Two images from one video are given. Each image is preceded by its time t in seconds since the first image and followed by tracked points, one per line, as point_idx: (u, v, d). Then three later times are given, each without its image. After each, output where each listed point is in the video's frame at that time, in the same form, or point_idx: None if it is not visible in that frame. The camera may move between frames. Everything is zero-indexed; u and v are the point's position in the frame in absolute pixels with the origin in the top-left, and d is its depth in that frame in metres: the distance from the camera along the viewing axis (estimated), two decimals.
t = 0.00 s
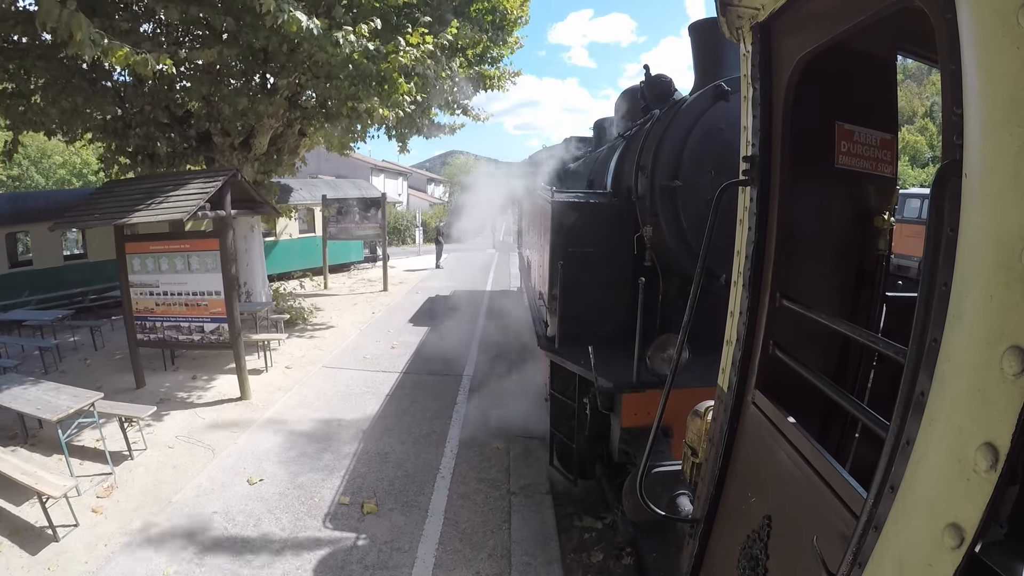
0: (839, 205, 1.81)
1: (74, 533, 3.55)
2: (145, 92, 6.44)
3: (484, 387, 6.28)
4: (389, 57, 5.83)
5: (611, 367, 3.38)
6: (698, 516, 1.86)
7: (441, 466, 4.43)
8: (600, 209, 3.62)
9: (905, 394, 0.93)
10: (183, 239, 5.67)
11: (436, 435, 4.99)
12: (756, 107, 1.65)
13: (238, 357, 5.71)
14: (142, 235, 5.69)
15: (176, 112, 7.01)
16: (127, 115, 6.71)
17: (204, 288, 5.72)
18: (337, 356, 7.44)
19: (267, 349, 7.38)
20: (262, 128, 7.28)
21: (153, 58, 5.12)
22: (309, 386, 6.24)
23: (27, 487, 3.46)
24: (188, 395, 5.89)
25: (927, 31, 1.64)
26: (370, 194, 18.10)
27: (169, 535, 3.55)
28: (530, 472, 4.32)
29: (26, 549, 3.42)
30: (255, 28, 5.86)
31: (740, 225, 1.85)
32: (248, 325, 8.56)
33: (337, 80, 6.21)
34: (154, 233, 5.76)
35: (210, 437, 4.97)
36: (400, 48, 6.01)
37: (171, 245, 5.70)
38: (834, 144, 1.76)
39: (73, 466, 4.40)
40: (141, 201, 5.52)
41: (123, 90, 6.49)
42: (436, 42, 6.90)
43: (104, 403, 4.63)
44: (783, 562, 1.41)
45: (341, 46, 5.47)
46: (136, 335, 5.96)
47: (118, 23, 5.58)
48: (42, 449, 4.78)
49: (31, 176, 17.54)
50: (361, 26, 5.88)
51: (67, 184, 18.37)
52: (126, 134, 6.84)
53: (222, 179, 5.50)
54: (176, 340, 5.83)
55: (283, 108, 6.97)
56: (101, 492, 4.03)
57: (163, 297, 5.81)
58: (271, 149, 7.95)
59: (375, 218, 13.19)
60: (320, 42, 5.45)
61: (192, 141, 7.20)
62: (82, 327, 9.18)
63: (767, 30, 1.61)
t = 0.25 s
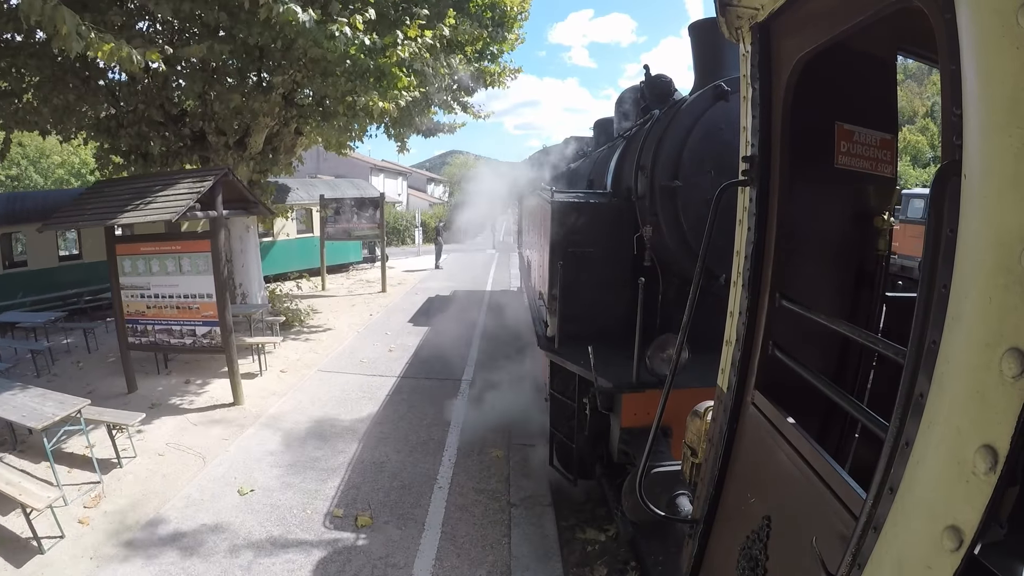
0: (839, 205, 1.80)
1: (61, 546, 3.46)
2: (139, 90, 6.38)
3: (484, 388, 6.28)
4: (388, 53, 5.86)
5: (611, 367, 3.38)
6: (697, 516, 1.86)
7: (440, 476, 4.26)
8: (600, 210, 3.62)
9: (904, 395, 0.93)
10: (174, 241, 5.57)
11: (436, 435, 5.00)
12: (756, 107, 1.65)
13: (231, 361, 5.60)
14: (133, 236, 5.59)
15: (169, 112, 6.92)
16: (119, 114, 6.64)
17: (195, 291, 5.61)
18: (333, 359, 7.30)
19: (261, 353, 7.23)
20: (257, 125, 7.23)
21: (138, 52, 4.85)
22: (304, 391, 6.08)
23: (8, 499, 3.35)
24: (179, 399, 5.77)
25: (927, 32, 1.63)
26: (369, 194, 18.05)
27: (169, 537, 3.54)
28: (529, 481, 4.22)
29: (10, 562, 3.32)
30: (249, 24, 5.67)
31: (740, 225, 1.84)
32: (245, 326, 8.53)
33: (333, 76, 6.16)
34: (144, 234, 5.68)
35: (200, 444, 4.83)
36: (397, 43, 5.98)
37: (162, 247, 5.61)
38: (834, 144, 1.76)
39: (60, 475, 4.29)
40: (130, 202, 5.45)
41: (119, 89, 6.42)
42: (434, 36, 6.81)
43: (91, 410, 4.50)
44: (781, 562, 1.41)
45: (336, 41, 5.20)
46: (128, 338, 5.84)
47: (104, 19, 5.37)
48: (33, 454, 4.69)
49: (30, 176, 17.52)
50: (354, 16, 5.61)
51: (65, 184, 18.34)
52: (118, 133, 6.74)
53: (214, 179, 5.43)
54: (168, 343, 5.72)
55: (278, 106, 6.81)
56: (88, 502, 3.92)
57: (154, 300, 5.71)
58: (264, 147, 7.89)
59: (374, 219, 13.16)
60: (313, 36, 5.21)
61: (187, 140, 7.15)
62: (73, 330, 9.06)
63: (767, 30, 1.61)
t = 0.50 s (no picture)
0: (839, 205, 1.80)
1: (47, 557, 3.36)
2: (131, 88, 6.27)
3: (485, 389, 6.27)
4: (387, 46, 5.90)
5: (611, 367, 3.37)
6: (698, 516, 1.86)
7: (436, 487, 4.16)
8: (600, 209, 3.62)
9: (906, 394, 0.92)
10: (165, 242, 5.48)
11: (436, 436, 4.99)
12: (756, 106, 1.64)
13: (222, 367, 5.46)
14: (124, 237, 5.53)
15: (162, 110, 6.85)
16: (112, 112, 6.60)
17: (186, 293, 5.51)
18: (328, 364, 7.18)
19: (255, 357, 7.11)
20: (252, 124, 7.23)
21: (123, 45, 4.76)
22: (298, 397, 5.96)
23: None
24: (171, 406, 5.67)
25: (928, 31, 1.63)
26: (368, 194, 18.02)
27: (169, 539, 3.54)
28: (529, 482, 4.21)
29: None
30: (242, 19, 5.51)
31: (740, 224, 1.84)
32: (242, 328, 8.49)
33: (329, 72, 6.02)
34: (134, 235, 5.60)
35: (190, 452, 4.72)
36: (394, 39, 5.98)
37: (154, 249, 5.53)
38: (835, 143, 1.75)
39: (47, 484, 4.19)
40: (116, 203, 5.39)
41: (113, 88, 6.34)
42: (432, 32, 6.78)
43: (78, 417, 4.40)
44: (782, 562, 1.41)
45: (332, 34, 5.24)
46: (118, 343, 5.74)
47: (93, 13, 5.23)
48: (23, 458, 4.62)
49: (29, 176, 17.49)
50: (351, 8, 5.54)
51: (65, 184, 18.32)
52: (109, 132, 6.70)
53: (203, 177, 5.34)
54: (157, 348, 5.61)
55: (274, 103, 6.75)
56: (75, 512, 3.82)
57: (145, 302, 5.61)
58: (259, 146, 7.83)
59: (372, 219, 13.13)
60: (310, 30, 5.15)
61: (180, 139, 7.10)
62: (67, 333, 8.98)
63: (767, 29, 1.61)
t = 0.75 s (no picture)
0: (839, 204, 1.80)
1: (30, 571, 3.24)
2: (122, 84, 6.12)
3: (484, 390, 6.25)
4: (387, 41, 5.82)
5: (611, 367, 3.37)
6: (698, 515, 1.85)
7: (436, 488, 4.15)
8: (600, 209, 3.62)
9: (906, 394, 0.92)
10: (156, 242, 5.45)
11: (435, 438, 4.98)
12: (756, 105, 1.64)
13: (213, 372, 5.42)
14: (114, 239, 5.47)
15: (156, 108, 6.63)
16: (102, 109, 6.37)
17: (176, 296, 5.46)
18: (325, 367, 7.09)
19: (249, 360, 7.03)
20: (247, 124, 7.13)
21: (108, 39, 4.58)
22: (292, 401, 5.87)
23: None
24: (161, 411, 5.60)
25: (928, 31, 1.62)
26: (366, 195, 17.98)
27: (167, 542, 3.51)
28: (529, 483, 4.21)
29: None
30: (235, 15, 5.52)
31: (740, 224, 1.84)
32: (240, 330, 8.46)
33: (324, 69, 5.94)
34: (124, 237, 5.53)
35: (189, 454, 4.71)
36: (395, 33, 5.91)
37: (143, 250, 5.48)
38: (835, 143, 1.75)
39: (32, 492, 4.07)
40: (105, 202, 5.35)
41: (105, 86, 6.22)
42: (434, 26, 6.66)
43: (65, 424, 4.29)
44: (782, 562, 1.41)
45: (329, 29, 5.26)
46: (109, 346, 5.69)
47: (82, 6, 5.25)
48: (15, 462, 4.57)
49: (27, 176, 17.40)
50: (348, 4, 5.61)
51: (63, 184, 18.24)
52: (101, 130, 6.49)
53: (194, 176, 5.27)
54: (148, 351, 5.56)
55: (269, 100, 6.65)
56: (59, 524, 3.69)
57: (135, 305, 5.56)
58: (256, 144, 7.76)
59: (371, 219, 13.09)
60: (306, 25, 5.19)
61: (173, 138, 6.85)
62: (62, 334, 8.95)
63: (767, 28, 1.61)
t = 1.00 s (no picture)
0: (840, 204, 1.80)
1: None
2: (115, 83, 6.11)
3: (484, 391, 6.25)
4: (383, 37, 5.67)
5: (610, 367, 3.37)
6: (698, 516, 1.85)
7: (436, 490, 4.15)
8: (600, 210, 3.62)
9: (907, 394, 0.92)
10: (145, 244, 5.41)
11: (434, 440, 4.97)
12: (757, 105, 1.64)
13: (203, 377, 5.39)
14: (103, 241, 5.45)
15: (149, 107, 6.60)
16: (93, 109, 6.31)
17: (165, 300, 5.44)
18: (320, 371, 7.05)
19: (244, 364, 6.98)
20: (241, 123, 7.12)
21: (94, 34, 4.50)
22: (290, 404, 5.86)
23: None
24: (152, 417, 5.57)
25: (928, 31, 1.62)
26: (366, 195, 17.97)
27: (164, 548, 3.50)
28: (529, 484, 4.20)
29: None
30: (230, 11, 5.52)
31: (740, 224, 1.83)
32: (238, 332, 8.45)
33: (319, 65, 5.90)
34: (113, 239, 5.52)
35: (186, 458, 4.70)
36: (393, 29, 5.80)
37: (132, 253, 5.46)
38: (835, 143, 1.75)
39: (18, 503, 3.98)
40: (94, 202, 5.34)
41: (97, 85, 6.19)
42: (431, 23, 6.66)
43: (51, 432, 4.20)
44: (782, 562, 1.40)
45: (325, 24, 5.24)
46: (98, 350, 5.70)
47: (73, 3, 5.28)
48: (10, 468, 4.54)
49: (26, 176, 17.39)
50: None
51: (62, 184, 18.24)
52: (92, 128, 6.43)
53: (184, 174, 5.23)
54: (138, 356, 5.55)
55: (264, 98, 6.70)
56: (44, 537, 3.60)
57: (125, 309, 5.56)
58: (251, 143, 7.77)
59: (370, 220, 13.07)
60: (303, 21, 5.18)
61: (167, 136, 6.84)
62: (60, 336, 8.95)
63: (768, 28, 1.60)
